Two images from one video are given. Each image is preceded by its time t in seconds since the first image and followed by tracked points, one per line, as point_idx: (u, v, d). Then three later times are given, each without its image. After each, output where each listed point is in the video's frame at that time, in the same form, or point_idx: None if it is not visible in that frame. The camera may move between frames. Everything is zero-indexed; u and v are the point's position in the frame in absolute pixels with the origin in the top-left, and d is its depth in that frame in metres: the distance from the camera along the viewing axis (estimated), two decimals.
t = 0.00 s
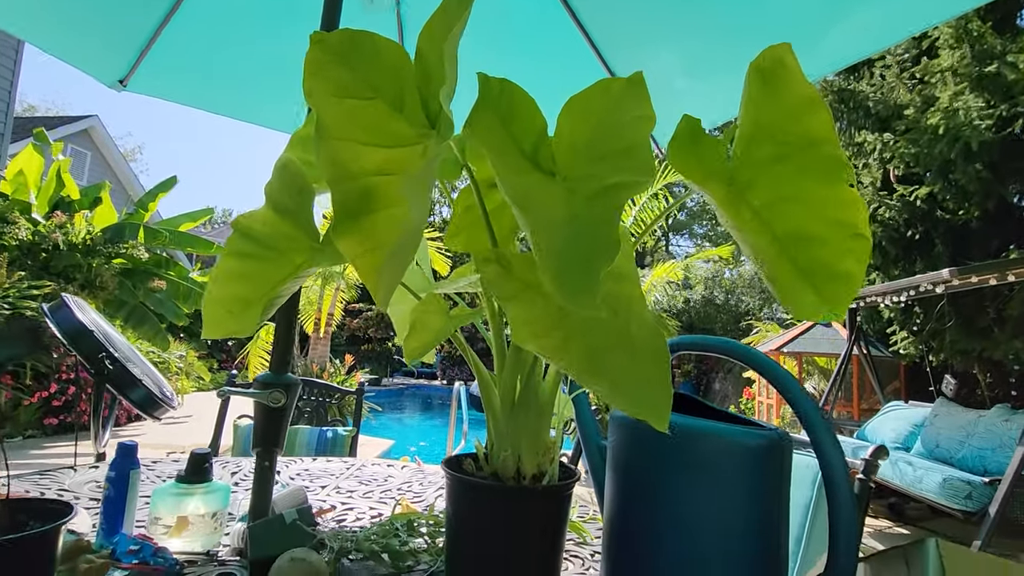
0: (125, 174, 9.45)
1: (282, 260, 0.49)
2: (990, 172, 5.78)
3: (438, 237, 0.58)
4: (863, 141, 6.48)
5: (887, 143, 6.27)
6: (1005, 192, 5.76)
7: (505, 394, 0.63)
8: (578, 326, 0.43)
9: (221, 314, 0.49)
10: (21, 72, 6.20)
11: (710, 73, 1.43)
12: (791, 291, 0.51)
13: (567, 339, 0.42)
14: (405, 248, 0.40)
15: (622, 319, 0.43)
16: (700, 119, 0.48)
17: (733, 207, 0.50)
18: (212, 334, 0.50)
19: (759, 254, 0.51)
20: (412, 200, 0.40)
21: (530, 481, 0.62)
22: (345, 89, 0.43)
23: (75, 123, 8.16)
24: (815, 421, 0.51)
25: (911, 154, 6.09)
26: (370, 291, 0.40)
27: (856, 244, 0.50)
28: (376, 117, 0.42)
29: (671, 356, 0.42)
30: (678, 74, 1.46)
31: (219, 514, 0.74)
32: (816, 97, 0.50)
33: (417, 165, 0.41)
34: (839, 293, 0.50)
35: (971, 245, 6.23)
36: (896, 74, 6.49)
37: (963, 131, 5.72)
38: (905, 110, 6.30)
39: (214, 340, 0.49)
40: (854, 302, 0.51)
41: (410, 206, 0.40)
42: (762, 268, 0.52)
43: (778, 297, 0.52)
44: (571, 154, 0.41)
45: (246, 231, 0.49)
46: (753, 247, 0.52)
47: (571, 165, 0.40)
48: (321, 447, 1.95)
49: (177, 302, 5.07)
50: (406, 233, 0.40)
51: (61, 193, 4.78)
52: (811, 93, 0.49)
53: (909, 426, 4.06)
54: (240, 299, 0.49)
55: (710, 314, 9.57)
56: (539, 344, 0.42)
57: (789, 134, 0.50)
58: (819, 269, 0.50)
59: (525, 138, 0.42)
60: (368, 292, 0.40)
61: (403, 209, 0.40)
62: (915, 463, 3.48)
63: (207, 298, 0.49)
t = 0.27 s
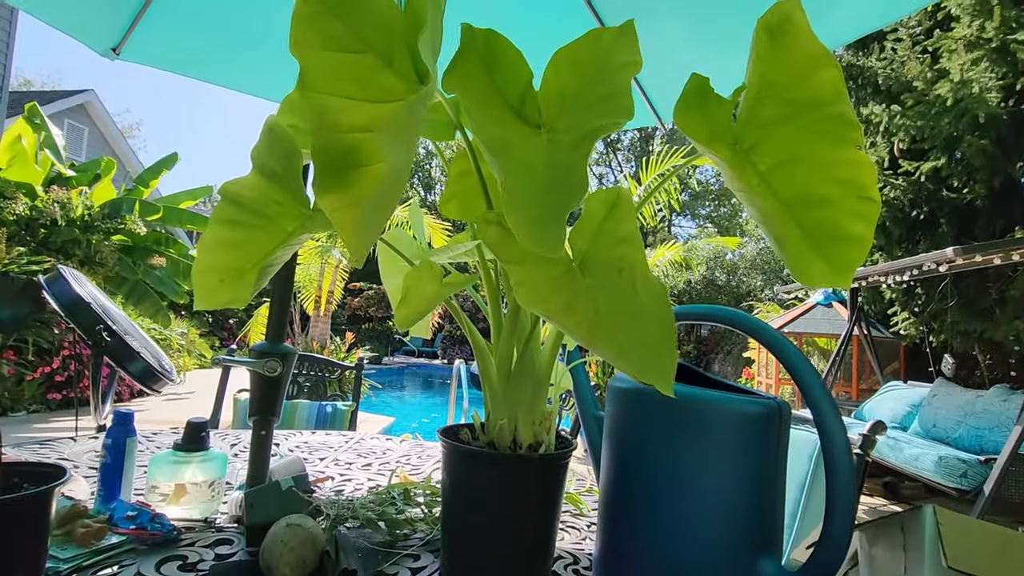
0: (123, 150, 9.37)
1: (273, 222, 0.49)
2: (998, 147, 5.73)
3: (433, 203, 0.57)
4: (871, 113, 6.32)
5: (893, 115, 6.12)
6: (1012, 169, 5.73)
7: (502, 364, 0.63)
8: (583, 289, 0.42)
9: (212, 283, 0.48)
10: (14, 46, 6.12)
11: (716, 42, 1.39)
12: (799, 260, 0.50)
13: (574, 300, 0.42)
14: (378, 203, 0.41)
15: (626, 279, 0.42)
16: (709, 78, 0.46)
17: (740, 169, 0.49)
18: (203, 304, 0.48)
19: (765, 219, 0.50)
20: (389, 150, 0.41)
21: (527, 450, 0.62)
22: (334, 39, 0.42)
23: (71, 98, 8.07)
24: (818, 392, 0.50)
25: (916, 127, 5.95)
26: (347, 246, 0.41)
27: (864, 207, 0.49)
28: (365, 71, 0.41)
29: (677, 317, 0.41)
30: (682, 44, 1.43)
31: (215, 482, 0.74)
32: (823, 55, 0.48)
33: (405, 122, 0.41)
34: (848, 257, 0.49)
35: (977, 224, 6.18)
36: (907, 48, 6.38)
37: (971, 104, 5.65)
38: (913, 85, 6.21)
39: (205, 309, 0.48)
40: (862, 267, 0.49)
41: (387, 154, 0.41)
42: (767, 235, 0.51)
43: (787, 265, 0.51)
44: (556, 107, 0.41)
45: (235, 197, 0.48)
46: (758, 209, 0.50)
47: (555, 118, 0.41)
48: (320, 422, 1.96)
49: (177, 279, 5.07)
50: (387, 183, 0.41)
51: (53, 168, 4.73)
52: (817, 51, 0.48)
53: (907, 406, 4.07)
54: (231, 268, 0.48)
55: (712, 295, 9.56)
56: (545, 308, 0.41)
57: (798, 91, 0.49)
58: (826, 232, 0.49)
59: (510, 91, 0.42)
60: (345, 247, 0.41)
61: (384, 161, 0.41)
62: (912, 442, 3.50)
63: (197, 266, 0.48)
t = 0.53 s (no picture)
0: (122, 147, 9.35)
1: (272, 217, 0.49)
2: (998, 143, 5.72)
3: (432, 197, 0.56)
4: (871, 106, 6.29)
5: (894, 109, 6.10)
6: (1013, 164, 5.71)
7: (500, 358, 0.63)
8: (573, 285, 0.44)
9: (211, 276, 0.49)
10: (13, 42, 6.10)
11: (716, 37, 1.39)
12: (795, 261, 0.50)
13: (563, 296, 0.43)
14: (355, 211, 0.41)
15: (616, 275, 0.44)
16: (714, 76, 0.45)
17: (739, 169, 0.49)
18: (203, 295, 0.49)
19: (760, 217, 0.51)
20: (370, 148, 0.41)
21: (525, 443, 0.62)
22: (325, 40, 0.42)
23: (69, 94, 8.04)
24: (815, 386, 0.50)
25: (917, 121, 5.95)
26: (337, 244, 0.42)
27: (862, 208, 0.49)
28: (353, 72, 0.42)
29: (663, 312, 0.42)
30: (683, 40, 1.43)
31: (215, 477, 0.74)
32: (827, 54, 0.49)
33: (396, 125, 0.41)
34: (844, 259, 0.50)
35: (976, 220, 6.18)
36: (906, 44, 6.36)
37: (972, 100, 5.64)
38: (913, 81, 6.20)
39: (205, 300, 0.48)
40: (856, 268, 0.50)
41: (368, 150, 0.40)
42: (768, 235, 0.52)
43: (780, 265, 0.52)
44: (554, 104, 0.41)
45: (234, 190, 0.49)
46: (756, 210, 0.52)
47: (554, 115, 0.41)
48: (321, 418, 1.96)
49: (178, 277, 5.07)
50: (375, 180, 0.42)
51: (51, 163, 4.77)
52: (821, 51, 0.48)
53: (906, 402, 4.08)
54: (230, 260, 0.49)
55: (711, 292, 9.56)
56: (532, 302, 0.43)
57: (802, 92, 0.49)
58: (822, 231, 0.50)
59: (511, 86, 0.42)
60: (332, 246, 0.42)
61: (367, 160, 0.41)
62: (911, 437, 3.51)
63: (196, 260, 0.48)
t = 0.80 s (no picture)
0: (121, 160, 9.38)
1: (270, 241, 0.49)
2: (991, 155, 5.79)
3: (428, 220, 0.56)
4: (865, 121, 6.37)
5: (888, 123, 6.19)
6: (1006, 176, 5.79)
7: (497, 378, 0.63)
8: (569, 310, 0.43)
9: (209, 302, 0.49)
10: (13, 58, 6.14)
11: (707, 56, 1.42)
12: (786, 280, 0.51)
13: (560, 322, 0.43)
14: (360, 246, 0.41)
15: (612, 299, 0.44)
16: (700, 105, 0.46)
17: (728, 191, 0.50)
18: (200, 322, 0.49)
19: (748, 236, 0.51)
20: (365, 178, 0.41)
21: (522, 463, 0.63)
22: (326, 66, 0.43)
23: (69, 108, 8.09)
24: (803, 401, 0.51)
25: (912, 136, 6.04)
26: (339, 271, 0.42)
27: (849, 226, 0.50)
28: (358, 97, 0.42)
29: (659, 337, 0.42)
30: (675, 59, 1.45)
31: (213, 497, 0.74)
32: (810, 79, 0.50)
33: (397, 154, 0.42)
34: (833, 277, 0.50)
35: (968, 231, 6.23)
36: (898, 57, 6.45)
37: (965, 113, 5.71)
38: (905, 93, 6.26)
39: (201, 328, 0.48)
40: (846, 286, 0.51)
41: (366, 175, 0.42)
42: (756, 257, 0.52)
43: (772, 284, 0.52)
44: (551, 131, 0.42)
45: (232, 216, 0.49)
46: (745, 232, 0.52)
47: (550, 143, 0.42)
48: (318, 433, 1.96)
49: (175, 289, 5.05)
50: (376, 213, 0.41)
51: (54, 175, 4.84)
52: (805, 76, 0.49)
53: (903, 411, 4.08)
54: (227, 286, 0.49)
55: (708, 302, 9.58)
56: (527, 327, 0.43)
57: (787, 115, 0.50)
58: (812, 253, 0.50)
59: (508, 115, 0.42)
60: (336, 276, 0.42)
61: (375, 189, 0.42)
62: (908, 447, 3.51)
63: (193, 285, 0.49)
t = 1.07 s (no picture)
0: (124, 170, 9.45)
1: (276, 259, 0.50)
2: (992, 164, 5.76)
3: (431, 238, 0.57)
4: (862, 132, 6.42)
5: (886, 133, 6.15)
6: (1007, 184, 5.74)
7: (500, 391, 0.64)
8: (572, 330, 0.44)
9: (215, 320, 0.50)
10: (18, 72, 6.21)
11: (704, 69, 1.43)
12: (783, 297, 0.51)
13: (564, 342, 0.44)
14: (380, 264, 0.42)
15: (616, 318, 0.44)
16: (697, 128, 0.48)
17: (723, 209, 0.51)
18: (209, 340, 0.50)
19: (745, 256, 0.52)
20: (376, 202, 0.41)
21: (525, 476, 0.64)
22: (335, 92, 0.44)
23: (74, 119, 8.16)
24: (801, 414, 0.52)
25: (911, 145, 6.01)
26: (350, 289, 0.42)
27: (846, 246, 0.50)
28: (366, 121, 0.44)
29: (661, 355, 0.43)
30: (671, 71, 1.47)
31: (220, 510, 0.75)
32: (803, 100, 0.51)
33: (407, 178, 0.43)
34: (830, 294, 0.51)
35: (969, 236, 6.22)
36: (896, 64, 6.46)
37: (964, 123, 5.70)
38: (904, 102, 6.27)
39: (211, 346, 0.49)
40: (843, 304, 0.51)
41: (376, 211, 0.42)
42: (752, 274, 0.53)
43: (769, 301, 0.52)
44: (549, 155, 0.43)
45: (239, 235, 0.50)
46: (740, 249, 0.52)
47: (549, 166, 0.43)
48: (322, 443, 1.97)
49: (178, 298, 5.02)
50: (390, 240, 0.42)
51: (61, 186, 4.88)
52: (798, 98, 0.51)
53: (906, 417, 4.07)
54: (235, 304, 0.50)
55: (710, 307, 9.58)
56: (534, 346, 0.43)
57: (781, 136, 0.51)
58: (809, 270, 0.51)
59: (509, 139, 0.43)
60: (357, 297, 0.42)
61: (386, 211, 0.43)
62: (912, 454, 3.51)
63: (201, 303, 0.50)
